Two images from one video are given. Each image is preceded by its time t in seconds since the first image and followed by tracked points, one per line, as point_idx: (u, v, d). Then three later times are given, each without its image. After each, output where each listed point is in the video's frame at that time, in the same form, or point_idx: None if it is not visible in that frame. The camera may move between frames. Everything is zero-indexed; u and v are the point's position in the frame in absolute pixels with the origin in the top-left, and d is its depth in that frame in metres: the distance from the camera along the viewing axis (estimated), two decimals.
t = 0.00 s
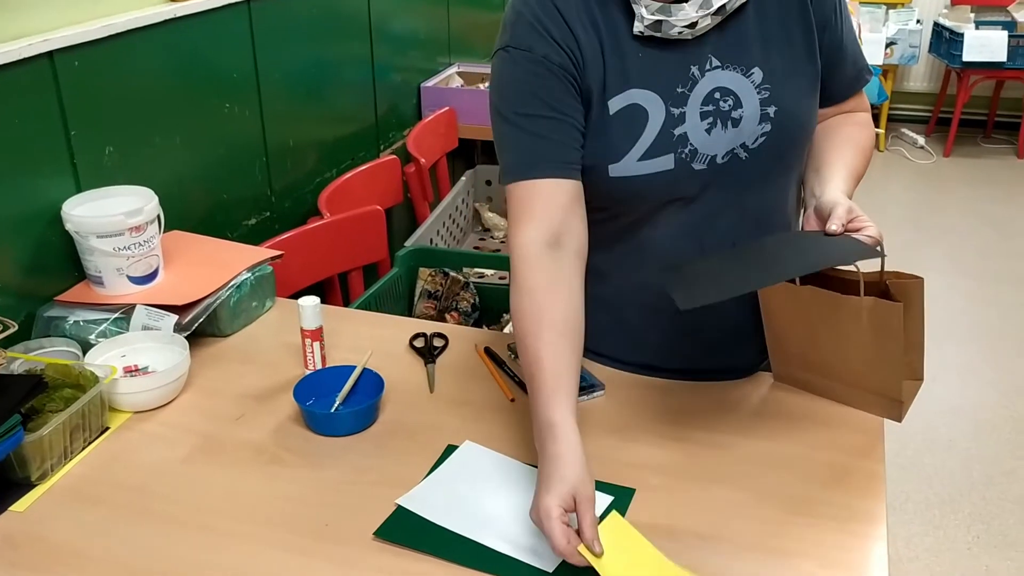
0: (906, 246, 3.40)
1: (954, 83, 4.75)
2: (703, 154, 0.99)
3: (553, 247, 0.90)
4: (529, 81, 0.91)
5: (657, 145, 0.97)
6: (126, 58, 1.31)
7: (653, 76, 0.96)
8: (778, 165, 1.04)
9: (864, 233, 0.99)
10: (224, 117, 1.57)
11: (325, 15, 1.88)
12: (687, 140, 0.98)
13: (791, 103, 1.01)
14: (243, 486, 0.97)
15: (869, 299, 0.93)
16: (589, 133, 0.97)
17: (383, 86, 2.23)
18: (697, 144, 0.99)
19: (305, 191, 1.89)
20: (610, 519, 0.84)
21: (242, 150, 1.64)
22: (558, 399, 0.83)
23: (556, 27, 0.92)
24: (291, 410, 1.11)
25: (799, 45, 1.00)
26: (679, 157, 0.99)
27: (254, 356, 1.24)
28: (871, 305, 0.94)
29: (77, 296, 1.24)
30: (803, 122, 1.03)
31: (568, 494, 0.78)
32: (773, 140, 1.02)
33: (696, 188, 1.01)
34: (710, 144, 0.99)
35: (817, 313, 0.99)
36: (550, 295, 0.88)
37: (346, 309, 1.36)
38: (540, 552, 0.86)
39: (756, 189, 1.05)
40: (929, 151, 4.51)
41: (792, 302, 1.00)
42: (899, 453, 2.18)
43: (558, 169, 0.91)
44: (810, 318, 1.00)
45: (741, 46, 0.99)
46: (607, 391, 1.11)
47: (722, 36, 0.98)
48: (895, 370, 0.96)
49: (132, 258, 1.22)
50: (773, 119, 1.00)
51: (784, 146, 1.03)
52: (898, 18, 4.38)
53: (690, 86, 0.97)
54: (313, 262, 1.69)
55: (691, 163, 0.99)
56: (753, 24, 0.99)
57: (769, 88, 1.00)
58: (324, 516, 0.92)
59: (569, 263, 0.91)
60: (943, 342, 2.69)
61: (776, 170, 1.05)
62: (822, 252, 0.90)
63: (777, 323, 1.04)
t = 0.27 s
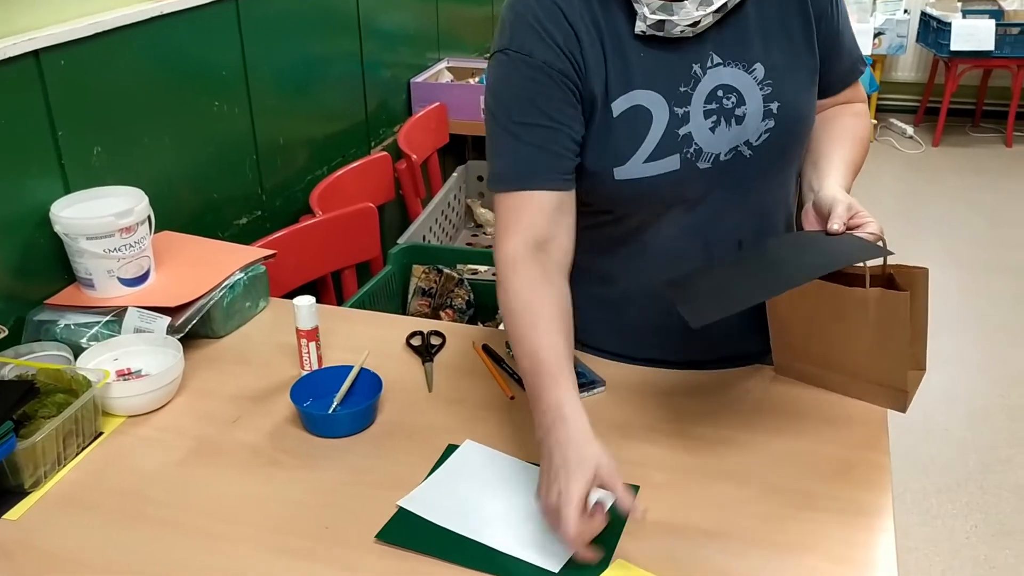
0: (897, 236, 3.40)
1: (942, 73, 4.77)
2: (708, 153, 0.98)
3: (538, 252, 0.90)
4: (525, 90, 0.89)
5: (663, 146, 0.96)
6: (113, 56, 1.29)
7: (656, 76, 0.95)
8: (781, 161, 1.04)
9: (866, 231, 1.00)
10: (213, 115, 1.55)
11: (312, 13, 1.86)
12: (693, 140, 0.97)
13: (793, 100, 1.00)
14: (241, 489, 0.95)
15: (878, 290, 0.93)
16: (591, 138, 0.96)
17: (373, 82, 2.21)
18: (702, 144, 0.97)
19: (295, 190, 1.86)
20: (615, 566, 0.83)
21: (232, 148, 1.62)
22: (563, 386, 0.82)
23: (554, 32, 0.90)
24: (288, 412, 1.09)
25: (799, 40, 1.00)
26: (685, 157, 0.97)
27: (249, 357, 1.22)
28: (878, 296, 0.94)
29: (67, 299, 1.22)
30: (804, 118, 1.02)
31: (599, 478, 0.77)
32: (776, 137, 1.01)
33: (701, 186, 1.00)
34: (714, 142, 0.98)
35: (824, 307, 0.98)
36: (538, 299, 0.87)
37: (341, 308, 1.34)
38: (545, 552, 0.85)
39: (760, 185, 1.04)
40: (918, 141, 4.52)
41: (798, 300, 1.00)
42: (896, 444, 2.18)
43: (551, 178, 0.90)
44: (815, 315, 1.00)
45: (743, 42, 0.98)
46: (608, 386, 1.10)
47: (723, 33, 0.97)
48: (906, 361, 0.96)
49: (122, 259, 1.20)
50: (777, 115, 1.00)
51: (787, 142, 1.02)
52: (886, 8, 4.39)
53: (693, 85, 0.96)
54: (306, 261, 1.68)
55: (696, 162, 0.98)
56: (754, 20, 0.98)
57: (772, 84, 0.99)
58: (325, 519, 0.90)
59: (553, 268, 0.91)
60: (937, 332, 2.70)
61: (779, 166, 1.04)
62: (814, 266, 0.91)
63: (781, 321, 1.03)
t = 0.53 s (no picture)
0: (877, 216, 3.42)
1: (918, 53, 4.79)
2: (680, 128, 0.97)
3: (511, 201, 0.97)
4: (491, 59, 0.92)
5: (631, 117, 0.95)
6: (86, 46, 1.26)
7: (629, 47, 0.94)
8: (758, 141, 1.01)
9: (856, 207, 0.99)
10: (189, 105, 1.52)
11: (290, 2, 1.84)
12: (664, 112, 0.96)
13: (771, 77, 0.98)
14: (228, 485, 0.94)
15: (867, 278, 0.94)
16: (561, 107, 0.96)
17: (350, 70, 2.18)
18: (673, 117, 0.96)
19: (274, 180, 1.84)
20: (611, 553, 0.82)
21: (209, 139, 1.59)
22: (552, 272, 0.92)
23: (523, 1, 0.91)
24: (274, 405, 1.07)
25: (783, 16, 0.99)
26: (654, 129, 0.96)
27: (232, 351, 1.20)
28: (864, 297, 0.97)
29: (44, 296, 1.19)
30: (784, 97, 1.00)
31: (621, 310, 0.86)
32: (754, 115, 0.99)
33: (673, 161, 0.99)
34: (688, 117, 0.97)
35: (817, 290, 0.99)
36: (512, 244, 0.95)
37: (325, 299, 1.33)
38: (539, 540, 0.84)
39: (739, 164, 1.01)
40: (895, 122, 4.55)
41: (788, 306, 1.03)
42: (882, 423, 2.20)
43: (500, 150, 0.94)
44: (806, 316, 1.02)
45: (723, 18, 0.96)
46: (597, 371, 1.11)
47: (702, 7, 0.96)
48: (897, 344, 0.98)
49: (99, 253, 1.17)
50: (754, 93, 0.98)
51: (766, 122, 1.00)
52: None
53: (667, 57, 0.95)
54: (286, 253, 1.65)
55: (667, 136, 0.97)
56: None
57: (751, 61, 0.97)
58: (316, 513, 0.89)
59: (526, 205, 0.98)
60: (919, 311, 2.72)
61: (758, 146, 1.02)
62: (807, 265, 0.87)
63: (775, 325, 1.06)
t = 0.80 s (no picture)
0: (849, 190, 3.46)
1: (887, 27, 4.83)
2: (660, 91, 0.96)
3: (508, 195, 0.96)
4: (473, 27, 0.91)
5: (611, 82, 0.94)
6: (49, 27, 1.23)
7: (605, 11, 0.93)
8: (738, 100, 1.01)
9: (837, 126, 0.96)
10: (156, 88, 1.49)
11: None
12: (644, 75, 0.95)
13: (746, 35, 0.98)
14: (211, 471, 0.93)
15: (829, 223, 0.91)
16: (543, 74, 0.95)
17: (320, 50, 2.15)
18: (653, 80, 0.95)
19: (246, 163, 1.81)
20: (596, 529, 0.83)
21: (178, 120, 1.56)
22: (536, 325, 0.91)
23: None
24: (254, 390, 1.06)
25: None
26: (635, 93, 0.95)
27: (210, 336, 1.18)
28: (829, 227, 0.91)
29: (14, 283, 1.17)
30: (759, 55, 1.00)
31: (576, 416, 0.85)
32: (731, 74, 0.98)
33: (655, 126, 0.98)
34: (668, 79, 0.96)
35: (788, 239, 0.97)
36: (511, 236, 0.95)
37: (302, 282, 1.31)
38: (524, 517, 0.84)
39: (719, 128, 1.01)
40: (865, 95, 4.59)
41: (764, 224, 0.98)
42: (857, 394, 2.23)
43: (497, 120, 0.93)
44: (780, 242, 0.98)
45: None
46: (580, 347, 1.09)
47: None
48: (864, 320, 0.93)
49: (70, 240, 1.15)
50: (731, 53, 0.97)
51: (744, 80, 1.00)
52: None
53: (643, 21, 0.94)
54: (260, 238, 1.63)
55: (648, 100, 0.96)
56: None
57: (726, 21, 0.97)
58: (300, 496, 0.89)
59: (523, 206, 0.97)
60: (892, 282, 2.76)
61: (739, 106, 1.01)
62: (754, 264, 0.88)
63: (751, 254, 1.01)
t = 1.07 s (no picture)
0: (843, 163, 3.45)
1: None
2: (660, 48, 0.97)
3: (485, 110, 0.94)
4: None
5: (612, 37, 0.95)
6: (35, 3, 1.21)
7: None
8: (738, 62, 1.02)
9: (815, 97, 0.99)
10: (143, 64, 1.46)
11: None
12: (643, 32, 0.96)
13: None
14: (207, 449, 0.93)
15: (782, 180, 0.90)
16: (538, 32, 0.95)
17: (309, 25, 2.12)
18: (653, 37, 0.96)
19: (236, 140, 1.79)
20: (589, 509, 0.82)
21: (167, 96, 1.54)
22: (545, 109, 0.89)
23: None
24: (248, 367, 1.06)
25: None
26: (634, 49, 0.96)
27: (203, 314, 1.18)
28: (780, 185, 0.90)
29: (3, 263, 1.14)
30: (762, 18, 1.01)
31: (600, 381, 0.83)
32: (732, 34, 0.99)
33: (654, 83, 0.99)
34: (668, 38, 0.97)
35: (751, 204, 0.96)
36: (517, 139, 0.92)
37: (295, 259, 1.30)
38: (522, 492, 0.84)
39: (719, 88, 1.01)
40: (858, 68, 4.57)
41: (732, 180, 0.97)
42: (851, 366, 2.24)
43: (478, 75, 0.92)
44: (743, 202, 0.97)
45: None
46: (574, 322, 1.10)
47: None
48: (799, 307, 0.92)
49: (59, 219, 1.13)
50: (731, 11, 0.98)
51: (746, 41, 1.01)
52: None
53: None
54: (253, 213, 1.62)
55: (647, 56, 0.97)
56: None
57: None
58: (297, 473, 0.88)
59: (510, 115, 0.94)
60: (885, 255, 2.76)
61: (738, 68, 1.02)
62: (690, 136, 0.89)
63: (722, 212, 1.02)
